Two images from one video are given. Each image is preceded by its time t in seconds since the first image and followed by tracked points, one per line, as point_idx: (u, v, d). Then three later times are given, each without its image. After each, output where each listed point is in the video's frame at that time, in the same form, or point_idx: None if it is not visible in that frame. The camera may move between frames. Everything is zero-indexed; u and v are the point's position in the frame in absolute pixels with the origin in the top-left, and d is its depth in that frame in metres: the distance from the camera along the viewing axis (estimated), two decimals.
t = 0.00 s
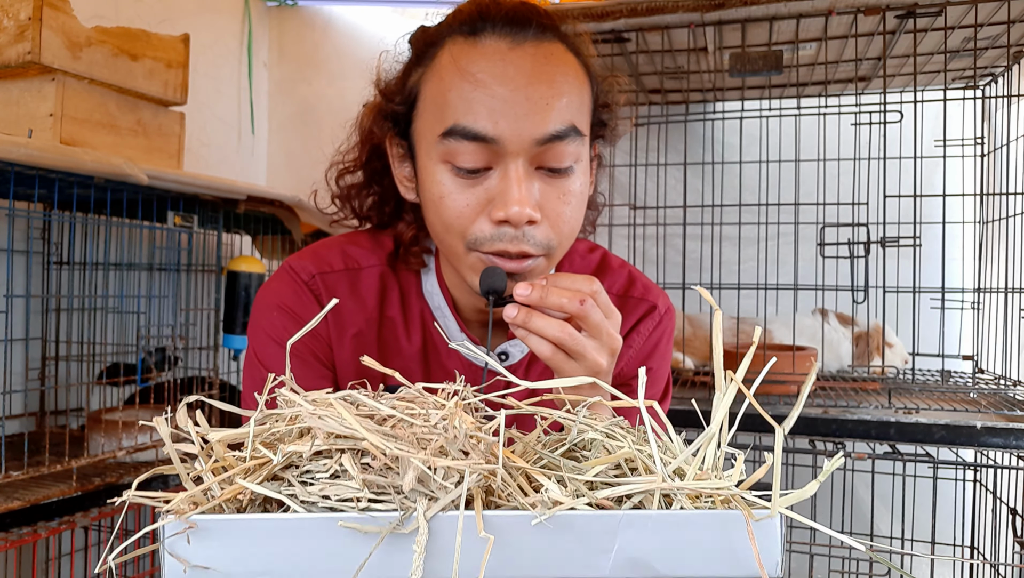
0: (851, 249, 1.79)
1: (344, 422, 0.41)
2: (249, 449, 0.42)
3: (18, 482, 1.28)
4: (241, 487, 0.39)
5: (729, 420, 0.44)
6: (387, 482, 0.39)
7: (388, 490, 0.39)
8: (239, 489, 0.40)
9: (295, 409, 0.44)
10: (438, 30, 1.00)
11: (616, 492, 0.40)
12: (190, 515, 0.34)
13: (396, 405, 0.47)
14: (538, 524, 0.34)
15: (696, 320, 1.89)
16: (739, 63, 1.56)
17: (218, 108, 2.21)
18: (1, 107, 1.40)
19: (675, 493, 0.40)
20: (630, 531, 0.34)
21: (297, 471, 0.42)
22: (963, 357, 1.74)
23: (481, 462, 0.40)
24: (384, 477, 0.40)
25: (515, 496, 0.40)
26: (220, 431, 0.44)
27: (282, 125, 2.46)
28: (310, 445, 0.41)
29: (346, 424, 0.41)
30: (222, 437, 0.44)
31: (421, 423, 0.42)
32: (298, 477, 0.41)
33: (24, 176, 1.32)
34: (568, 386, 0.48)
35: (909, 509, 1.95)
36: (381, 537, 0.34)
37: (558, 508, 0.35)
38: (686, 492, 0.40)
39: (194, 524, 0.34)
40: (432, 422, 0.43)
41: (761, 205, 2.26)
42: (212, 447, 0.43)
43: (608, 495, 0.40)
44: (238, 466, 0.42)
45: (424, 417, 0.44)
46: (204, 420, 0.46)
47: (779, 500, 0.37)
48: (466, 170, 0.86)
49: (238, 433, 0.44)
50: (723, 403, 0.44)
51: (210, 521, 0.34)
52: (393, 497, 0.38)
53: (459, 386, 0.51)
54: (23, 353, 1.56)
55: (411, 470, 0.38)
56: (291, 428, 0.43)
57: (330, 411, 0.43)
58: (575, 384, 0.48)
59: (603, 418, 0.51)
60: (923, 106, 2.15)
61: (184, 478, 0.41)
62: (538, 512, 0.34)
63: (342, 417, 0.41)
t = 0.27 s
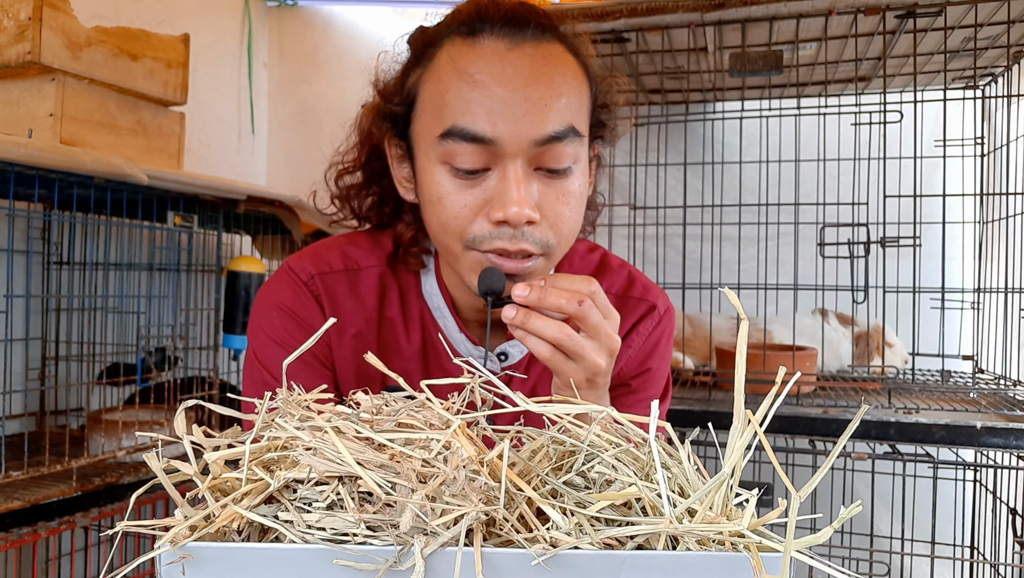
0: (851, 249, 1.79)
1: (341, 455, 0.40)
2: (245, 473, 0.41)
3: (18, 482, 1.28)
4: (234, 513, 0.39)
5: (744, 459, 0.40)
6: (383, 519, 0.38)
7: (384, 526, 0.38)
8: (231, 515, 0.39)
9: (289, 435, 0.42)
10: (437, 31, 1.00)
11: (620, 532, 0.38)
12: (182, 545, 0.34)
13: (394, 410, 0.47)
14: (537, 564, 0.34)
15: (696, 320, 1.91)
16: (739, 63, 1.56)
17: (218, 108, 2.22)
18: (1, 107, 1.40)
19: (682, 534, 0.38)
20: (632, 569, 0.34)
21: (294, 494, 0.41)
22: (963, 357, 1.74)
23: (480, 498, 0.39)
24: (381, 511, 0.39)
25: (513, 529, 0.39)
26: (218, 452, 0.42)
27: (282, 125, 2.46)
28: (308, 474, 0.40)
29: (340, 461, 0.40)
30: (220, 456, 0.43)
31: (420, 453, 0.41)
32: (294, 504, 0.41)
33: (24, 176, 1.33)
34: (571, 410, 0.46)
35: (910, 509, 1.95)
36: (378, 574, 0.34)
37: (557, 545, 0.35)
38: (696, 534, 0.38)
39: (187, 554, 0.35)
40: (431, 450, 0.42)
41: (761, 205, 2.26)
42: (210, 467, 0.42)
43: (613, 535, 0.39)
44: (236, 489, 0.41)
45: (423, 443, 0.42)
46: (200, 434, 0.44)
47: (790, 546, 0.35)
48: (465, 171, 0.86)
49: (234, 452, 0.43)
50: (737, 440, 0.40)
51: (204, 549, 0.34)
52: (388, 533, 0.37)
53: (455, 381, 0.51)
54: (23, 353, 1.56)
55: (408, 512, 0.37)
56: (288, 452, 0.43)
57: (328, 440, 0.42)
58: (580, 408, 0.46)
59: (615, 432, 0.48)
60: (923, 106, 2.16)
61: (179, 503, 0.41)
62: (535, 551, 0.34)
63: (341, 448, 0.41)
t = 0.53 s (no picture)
0: (851, 249, 1.79)
1: (334, 440, 0.41)
2: (238, 466, 0.41)
3: (19, 482, 1.28)
4: (229, 505, 0.38)
5: (725, 424, 0.42)
6: (379, 498, 0.38)
7: (380, 506, 0.39)
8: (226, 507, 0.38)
9: (280, 426, 0.43)
10: (436, 31, 1.00)
11: (610, 501, 0.39)
12: (178, 540, 0.33)
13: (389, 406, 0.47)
14: (533, 535, 0.34)
15: (696, 319, 1.91)
16: (739, 63, 1.56)
17: (217, 108, 2.21)
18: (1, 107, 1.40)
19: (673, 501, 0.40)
20: (625, 537, 0.34)
21: (287, 486, 0.41)
22: (963, 357, 1.74)
23: (474, 474, 0.40)
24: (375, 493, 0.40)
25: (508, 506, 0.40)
26: (209, 447, 0.42)
27: (282, 125, 2.46)
28: (301, 461, 0.40)
29: (333, 445, 0.40)
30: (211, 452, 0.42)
31: (412, 436, 0.42)
32: (288, 494, 0.41)
33: (25, 176, 1.33)
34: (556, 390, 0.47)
35: (910, 509, 1.95)
36: (376, 554, 0.34)
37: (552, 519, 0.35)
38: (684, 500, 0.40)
39: (184, 547, 0.33)
40: (423, 433, 0.43)
41: (761, 205, 2.26)
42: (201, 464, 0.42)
43: (605, 504, 0.39)
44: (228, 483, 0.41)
45: (415, 429, 0.44)
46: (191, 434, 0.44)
47: (775, 505, 0.36)
48: (464, 171, 0.86)
49: (225, 446, 0.43)
50: (718, 405, 0.43)
51: (201, 541, 0.33)
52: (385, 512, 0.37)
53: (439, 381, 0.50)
54: (23, 352, 1.56)
55: (403, 487, 0.38)
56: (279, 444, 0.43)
57: (319, 426, 0.42)
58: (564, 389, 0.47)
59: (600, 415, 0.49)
60: (923, 106, 2.16)
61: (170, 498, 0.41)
62: (531, 522, 0.34)
63: (332, 433, 0.41)
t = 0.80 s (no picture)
0: (851, 249, 1.79)
1: (323, 441, 0.41)
2: (228, 470, 0.41)
3: (18, 482, 1.28)
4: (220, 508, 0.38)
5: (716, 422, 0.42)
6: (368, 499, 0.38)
7: (371, 508, 0.38)
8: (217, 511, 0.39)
9: (270, 428, 0.42)
10: (436, 31, 1.00)
11: (603, 500, 0.38)
12: (168, 543, 0.33)
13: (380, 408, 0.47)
14: (524, 536, 0.34)
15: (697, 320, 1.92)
16: (739, 63, 1.56)
17: (217, 108, 2.21)
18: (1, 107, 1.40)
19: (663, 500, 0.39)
20: (617, 537, 0.34)
21: (277, 488, 0.41)
22: (963, 357, 1.74)
23: (464, 474, 0.40)
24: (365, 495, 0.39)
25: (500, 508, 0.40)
26: (199, 450, 0.42)
27: (282, 125, 2.46)
28: (291, 464, 0.40)
29: (322, 446, 0.40)
30: (201, 456, 0.42)
31: (402, 437, 0.42)
32: (278, 496, 0.40)
33: (25, 176, 1.33)
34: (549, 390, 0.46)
35: (910, 509, 1.95)
36: (366, 557, 0.34)
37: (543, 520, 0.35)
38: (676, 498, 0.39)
39: (173, 550, 0.33)
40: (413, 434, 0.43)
41: (761, 205, 2.26)
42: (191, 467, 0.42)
43: (597, 504, 0.39)
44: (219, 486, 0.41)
45: (405, 429, 0.44)
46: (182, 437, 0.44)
47: (766, 506, 0.36)
48: (463, 171, 0.86)
49: (216, 450, 0.43)
50: (709, 403, 0.43)
51: (190, 546, 0.33)
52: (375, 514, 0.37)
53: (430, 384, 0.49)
54: (23, 352, 1.56)
55: (393, 489, 0.37)
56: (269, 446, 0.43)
57: (310, 428, 0.42)
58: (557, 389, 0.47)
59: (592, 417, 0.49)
60: (923, 106, 2.16)
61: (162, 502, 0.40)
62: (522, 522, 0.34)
63: (322, 434, 0.41)
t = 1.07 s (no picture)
0: (851, 249, 1.79)
1: (307, 457, 0.40)
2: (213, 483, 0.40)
3: (19, 482, 1.28)
4: (203, 523, 0.38)
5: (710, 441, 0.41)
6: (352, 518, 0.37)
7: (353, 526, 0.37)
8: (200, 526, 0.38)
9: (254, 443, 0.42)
10: (436, 30, 1.00)
11: (592, 521, 0.38)
12: (148, 558, 0.33)
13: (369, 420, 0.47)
14: (510, 557, 0.34)
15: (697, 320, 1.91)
16: (739, 63, 1.56)
17: (217, 109, 2.21)
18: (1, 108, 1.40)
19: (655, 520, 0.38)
20: (605, 560, 0.33)
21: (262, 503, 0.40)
22: (963, 357, 1.74)
23: (450, 493, 0.39)
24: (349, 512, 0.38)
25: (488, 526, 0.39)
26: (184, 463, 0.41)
27: (282, 126, 2.46)
28: (274, 479, 0.40)
29: (305, 461, 0.40)
30: (186, 468, 0.42)
31: (388, 453, 0.41)
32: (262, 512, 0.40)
33: (25, 176, 1.33)
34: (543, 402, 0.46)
35: (910, 510, 1.95)
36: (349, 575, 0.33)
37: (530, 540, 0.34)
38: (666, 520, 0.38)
39: (153, 567, 0.33)
40: (399, 450, 0.42)
41: (761, 205, 2.26)
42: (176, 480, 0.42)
43: (585, 525, 0.38)
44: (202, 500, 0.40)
45: (393, 445, 0.43)
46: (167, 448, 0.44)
47: (758, 528, 0.35)
48: (463, 170, 0.86)
49: (202, 462, 0.42)
50: (705, 420, 0.42)
51: (170, 561, 0.33)
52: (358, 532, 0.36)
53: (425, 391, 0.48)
54: (23, 352, 1.56)
55: (377, 509, 0.36)
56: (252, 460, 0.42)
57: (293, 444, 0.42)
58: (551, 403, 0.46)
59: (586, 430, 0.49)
60: (922, 106, 2.16)
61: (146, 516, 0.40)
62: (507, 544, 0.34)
63: (305, 450, 0.40)
